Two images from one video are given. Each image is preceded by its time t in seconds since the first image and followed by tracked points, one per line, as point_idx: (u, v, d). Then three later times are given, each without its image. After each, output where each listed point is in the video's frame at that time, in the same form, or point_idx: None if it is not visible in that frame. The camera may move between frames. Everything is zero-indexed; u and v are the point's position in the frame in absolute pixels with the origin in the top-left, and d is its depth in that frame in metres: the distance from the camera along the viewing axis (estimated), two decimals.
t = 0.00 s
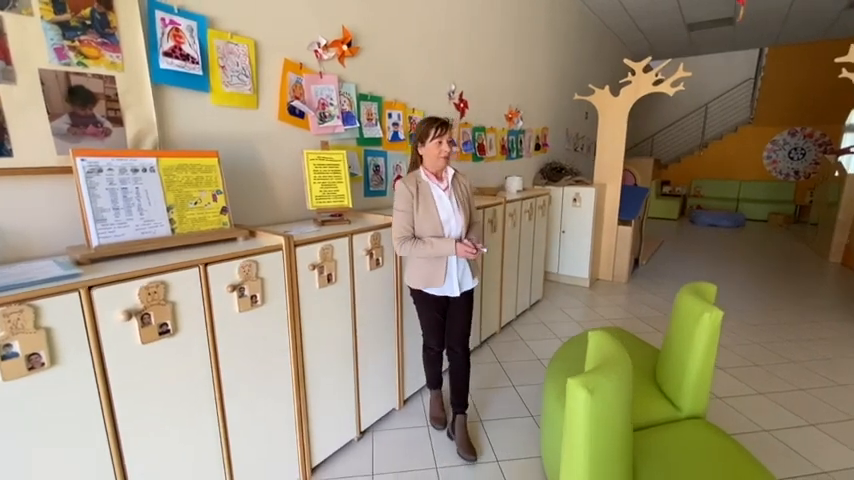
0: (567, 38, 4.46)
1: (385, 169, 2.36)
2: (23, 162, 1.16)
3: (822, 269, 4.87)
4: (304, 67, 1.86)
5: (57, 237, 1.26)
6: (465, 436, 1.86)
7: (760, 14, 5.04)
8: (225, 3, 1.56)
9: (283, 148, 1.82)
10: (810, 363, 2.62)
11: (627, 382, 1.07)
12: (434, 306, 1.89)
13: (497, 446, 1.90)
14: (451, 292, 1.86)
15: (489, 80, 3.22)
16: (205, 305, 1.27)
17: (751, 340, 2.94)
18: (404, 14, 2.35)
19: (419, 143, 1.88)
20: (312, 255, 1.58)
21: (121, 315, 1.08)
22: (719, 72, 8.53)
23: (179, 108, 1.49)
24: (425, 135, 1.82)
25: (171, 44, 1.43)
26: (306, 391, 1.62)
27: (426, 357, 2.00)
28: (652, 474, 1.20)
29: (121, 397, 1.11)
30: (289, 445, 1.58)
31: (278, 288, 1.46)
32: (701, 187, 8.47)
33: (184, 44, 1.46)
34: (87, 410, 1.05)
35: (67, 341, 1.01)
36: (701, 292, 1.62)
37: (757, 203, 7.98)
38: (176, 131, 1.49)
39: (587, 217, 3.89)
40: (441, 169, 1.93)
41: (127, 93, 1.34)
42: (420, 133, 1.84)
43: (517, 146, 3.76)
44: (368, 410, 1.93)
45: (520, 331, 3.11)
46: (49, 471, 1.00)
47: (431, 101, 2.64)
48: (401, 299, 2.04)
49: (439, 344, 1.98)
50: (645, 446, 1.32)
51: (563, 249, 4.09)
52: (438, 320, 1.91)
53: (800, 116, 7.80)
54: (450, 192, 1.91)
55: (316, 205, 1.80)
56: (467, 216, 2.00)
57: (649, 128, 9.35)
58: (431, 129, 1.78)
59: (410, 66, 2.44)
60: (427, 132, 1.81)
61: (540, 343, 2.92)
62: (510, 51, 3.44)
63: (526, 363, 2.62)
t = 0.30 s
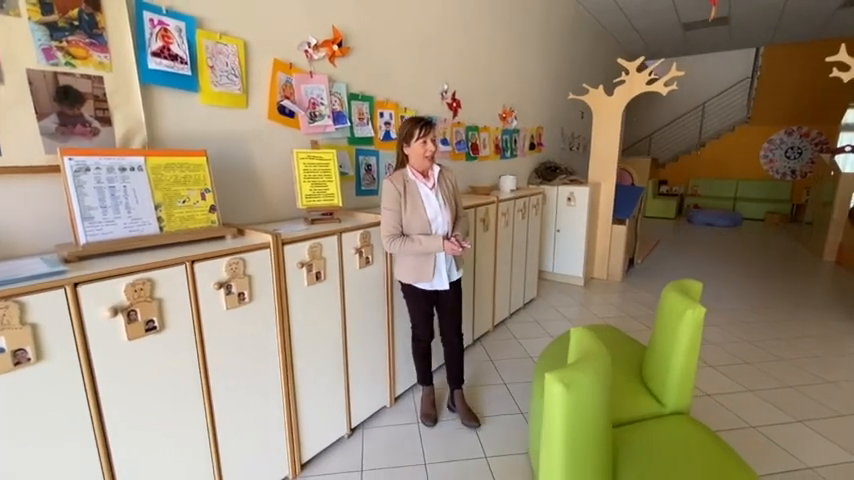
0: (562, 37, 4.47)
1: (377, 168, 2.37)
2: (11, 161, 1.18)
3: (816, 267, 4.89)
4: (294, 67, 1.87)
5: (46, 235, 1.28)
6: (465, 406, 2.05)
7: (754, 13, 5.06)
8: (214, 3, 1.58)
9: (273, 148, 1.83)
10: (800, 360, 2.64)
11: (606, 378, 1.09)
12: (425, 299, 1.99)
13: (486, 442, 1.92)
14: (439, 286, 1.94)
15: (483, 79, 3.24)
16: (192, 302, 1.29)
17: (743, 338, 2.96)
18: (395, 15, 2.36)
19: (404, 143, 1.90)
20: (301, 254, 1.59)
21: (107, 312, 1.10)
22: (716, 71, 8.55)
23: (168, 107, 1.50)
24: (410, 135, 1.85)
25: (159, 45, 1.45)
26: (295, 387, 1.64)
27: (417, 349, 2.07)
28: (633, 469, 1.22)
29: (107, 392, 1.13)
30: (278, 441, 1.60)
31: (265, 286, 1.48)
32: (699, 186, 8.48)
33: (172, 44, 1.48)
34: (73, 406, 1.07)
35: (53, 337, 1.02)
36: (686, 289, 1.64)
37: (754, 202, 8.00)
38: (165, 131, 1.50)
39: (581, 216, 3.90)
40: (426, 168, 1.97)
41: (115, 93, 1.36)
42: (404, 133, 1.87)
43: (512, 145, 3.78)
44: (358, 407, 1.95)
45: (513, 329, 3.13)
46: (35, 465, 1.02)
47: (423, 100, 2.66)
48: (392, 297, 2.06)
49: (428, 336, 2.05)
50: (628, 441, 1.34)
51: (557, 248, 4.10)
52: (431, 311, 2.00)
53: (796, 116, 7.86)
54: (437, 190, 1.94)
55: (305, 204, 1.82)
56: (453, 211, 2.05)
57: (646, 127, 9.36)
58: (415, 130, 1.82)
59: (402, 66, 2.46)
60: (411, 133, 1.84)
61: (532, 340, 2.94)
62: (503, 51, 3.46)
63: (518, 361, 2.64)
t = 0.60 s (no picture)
0: (555, 37, 4.46)
1: (365, 168, 2.37)
2: None
3: (810, 266, 4.90)
4: (279, 68, 1.87)
5: (22, 238, 1.27)
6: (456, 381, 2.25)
7: (747, 13, 5.07)
8: (196, 3, 1.57)
9: (257, 149, 1.82)
10: (790, 360, 2.64)
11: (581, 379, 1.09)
12: (413, 297, 2.01)
13: (472, 443, 1.92)
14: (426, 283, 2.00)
15: (474, 79, 3.23)
16: (170, 305, 1.28)
17: (733, 338, 2.96)
18: (383, 14, 2.35)
19: (395, 143, 1.92)
20: (284, 254, 1.58)
21: (82, 314, 1.09)
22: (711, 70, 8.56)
23: (149, 108, 1.49)
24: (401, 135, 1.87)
25: (139, 45, 1.44)
26: (278, 389, 1.63)
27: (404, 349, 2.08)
28: (613, 469, 1.21)
29: (82, 395, 1.12)
30: (261, 443, 1.59)
31: (247, 287, 1.47)
32: (694, 185, 8.48)
33: (153, 44, 1.47)
34: (47, 409, 1.06)
35: (26, 340, 1.02)
36: (670, 289, 1.64)
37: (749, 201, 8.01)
38: (146, 131, 1.49)
39: (574, 216, 3.90)
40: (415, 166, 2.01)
41: (94, 94, 1.35)
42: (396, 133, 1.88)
43: (504, 145, 3.77)
44: (344, 408, 1.94)
45: (504, 329, 3.13)
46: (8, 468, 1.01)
47: (412, 101, 2.65)
48: (379, 298, 2.06)
49: (415, 335, 2.05)
50: (609, 440, 1.34)
51: (550, 248, 4.10)
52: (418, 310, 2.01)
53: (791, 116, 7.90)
54: (428, 190, 1.98)
55: (290, 205, 1.81)
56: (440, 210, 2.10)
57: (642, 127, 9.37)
58: (408, 130, 1.85)
59: (390, 66, 2.45)
60: (403, 133, 1.86)
61: (523, 340, 2.94)
62: (495, 51, 3.46)
63: (508, 361, 2.64)
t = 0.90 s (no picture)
0: (546, 33, 4.40)
1: (346, 166, 2.30)
2: None
3: (803, 265, 4.86)
4: (251, 61, 1.80)
5: None
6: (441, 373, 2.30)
7: (740, 10, 5.02)
8: None
9: (228, 146, 1.76)
10: (781, 361, 2.59)
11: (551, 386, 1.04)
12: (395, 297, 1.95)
13: (453, 449, 1.86)
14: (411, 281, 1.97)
15: (461, 75, 3.17)
16: (125, 309, 1.21)
17: (724, 338, 2.91)
18: (364, 8, 2.28)
19: (383, 139, 1.87)
20: (251, 255, 1.51)
21: (22, 320, 1.02)
22: (705, 69, 8.53)
23: (108, 102, 1.42)
24: (390, 130, 1.83)
25: (97, 36, 1.36)
26: (247, 395, 1.56)
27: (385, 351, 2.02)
28: None
29: (25, 407, 1.05)
30: (228, 452, 1.52)
31: (211, 290, 1.40)
32: (688, 184, 8.43)
33: (112, 36, 1.39)
34: None
35: None
36: (654, 290, 1.58)
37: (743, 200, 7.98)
38: (105, 127, 1.42)
39: (564, 215, 3.85)
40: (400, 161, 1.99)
41: (47, 87, 1.28)
42: (385, 129, 1.84)
43: (493, 143, 3.71)
44: (321, 414, 1.88)
45: (491, 330, 3.07)
46: None
47: (396, 97, 2.58)
48: (357, 301, 1.98)
49: (397, 336, 1.99)
50: (587, 448, 1.28)
51: (541, 247, 4.05)
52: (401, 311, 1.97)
53: (784, 115, 7.89)
54: (415, 187, 1.96)
55: (263, 204, 1.74)
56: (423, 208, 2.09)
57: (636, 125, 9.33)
58: (399, 125, 1.81)
59: (372, 61, 2.38)
60: (392, 128, 1.82)
61: (511, 342, 2.89)
62: (483, 47, 3.39)
63: (494, 363, 2.59)
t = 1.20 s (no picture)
0: (536, 32, 4.35)
1: (325, 166, 2.23)
2: None
3: (795, 266, 4.84)
4: (221, 58, 1.73)
5: None
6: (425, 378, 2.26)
7: (732, 9, 4.98)
8: None
9: (196, 146, 1.69)
10: (771, 364, 2.55)
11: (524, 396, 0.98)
12: (382, 299, 1.90)
13: (432, 460, 1.79)
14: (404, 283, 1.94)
15: (447, 74, 3.10)
16: (74, 319, 1.14)
17: (714, 341, 2.87)
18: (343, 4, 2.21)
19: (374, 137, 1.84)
20: (216, 261, 1.45)
21: None
22: (698, 68, 8.52)
23: (63, 100, 1.35)
24: (381, 128, 1.81)
25: (49, 31, 1.28)
26: (214, 407, 1.49)
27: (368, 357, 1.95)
28: None
29: None
30: (194, 467, 1.45)
31: (170, 297, 1.33)
32: (682, 184, 8.40)
33: (65, 30, 1.31)
34: None
35: None
36: (637, 295, 1.52)
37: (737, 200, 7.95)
38: (60, 126, 1.35)
39: (554, 216, 3.80)
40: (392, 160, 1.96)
41: None
42: (376, 127, 1.82)
43: (481, 143, 3.66)
44: (296, 424, 1.81)
45: (479, 334, 3.01)
46: None
47: (378, 95, 2.52)
48: (335, 306, 1.91)
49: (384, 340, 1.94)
50: (565, 460, 1.23)
51: (531, 248, 3.99)
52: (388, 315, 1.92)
53: (777, 114, 7.89)
54: (408, 188, 1.93)
55: (232, 206, 1.67)
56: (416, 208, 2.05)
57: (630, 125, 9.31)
58: (386, 122, 1.79)
59: (352, 59, 2.31)
60: (383, 126, 1.80)
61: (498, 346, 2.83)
62: (470, 46, 3.34)
63: (480, 368, 2.53)
